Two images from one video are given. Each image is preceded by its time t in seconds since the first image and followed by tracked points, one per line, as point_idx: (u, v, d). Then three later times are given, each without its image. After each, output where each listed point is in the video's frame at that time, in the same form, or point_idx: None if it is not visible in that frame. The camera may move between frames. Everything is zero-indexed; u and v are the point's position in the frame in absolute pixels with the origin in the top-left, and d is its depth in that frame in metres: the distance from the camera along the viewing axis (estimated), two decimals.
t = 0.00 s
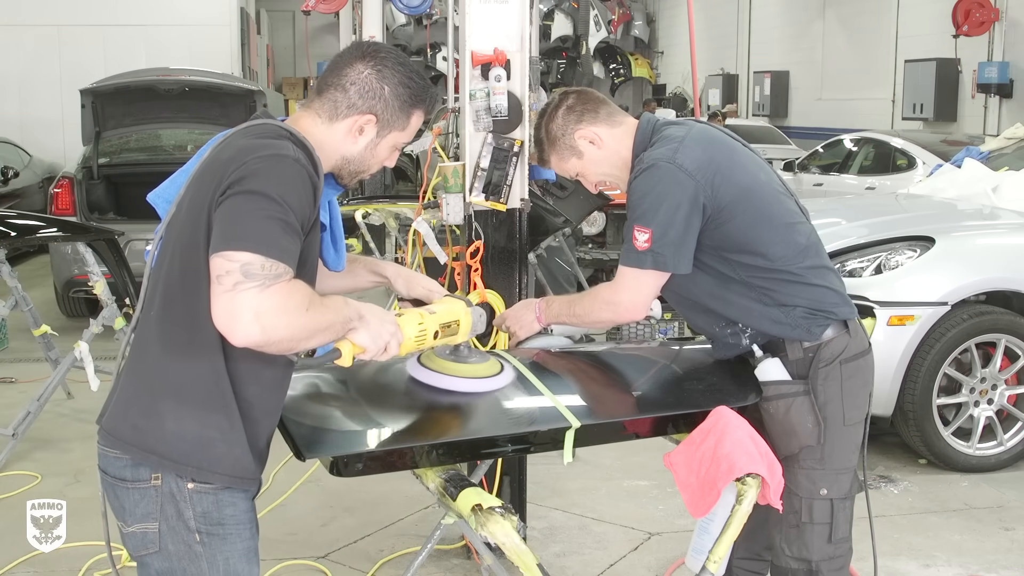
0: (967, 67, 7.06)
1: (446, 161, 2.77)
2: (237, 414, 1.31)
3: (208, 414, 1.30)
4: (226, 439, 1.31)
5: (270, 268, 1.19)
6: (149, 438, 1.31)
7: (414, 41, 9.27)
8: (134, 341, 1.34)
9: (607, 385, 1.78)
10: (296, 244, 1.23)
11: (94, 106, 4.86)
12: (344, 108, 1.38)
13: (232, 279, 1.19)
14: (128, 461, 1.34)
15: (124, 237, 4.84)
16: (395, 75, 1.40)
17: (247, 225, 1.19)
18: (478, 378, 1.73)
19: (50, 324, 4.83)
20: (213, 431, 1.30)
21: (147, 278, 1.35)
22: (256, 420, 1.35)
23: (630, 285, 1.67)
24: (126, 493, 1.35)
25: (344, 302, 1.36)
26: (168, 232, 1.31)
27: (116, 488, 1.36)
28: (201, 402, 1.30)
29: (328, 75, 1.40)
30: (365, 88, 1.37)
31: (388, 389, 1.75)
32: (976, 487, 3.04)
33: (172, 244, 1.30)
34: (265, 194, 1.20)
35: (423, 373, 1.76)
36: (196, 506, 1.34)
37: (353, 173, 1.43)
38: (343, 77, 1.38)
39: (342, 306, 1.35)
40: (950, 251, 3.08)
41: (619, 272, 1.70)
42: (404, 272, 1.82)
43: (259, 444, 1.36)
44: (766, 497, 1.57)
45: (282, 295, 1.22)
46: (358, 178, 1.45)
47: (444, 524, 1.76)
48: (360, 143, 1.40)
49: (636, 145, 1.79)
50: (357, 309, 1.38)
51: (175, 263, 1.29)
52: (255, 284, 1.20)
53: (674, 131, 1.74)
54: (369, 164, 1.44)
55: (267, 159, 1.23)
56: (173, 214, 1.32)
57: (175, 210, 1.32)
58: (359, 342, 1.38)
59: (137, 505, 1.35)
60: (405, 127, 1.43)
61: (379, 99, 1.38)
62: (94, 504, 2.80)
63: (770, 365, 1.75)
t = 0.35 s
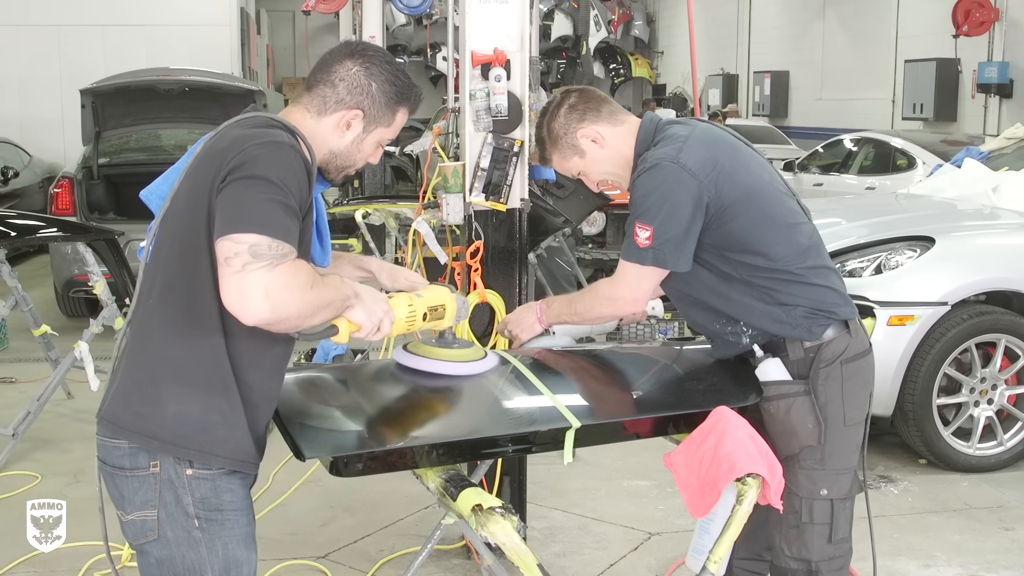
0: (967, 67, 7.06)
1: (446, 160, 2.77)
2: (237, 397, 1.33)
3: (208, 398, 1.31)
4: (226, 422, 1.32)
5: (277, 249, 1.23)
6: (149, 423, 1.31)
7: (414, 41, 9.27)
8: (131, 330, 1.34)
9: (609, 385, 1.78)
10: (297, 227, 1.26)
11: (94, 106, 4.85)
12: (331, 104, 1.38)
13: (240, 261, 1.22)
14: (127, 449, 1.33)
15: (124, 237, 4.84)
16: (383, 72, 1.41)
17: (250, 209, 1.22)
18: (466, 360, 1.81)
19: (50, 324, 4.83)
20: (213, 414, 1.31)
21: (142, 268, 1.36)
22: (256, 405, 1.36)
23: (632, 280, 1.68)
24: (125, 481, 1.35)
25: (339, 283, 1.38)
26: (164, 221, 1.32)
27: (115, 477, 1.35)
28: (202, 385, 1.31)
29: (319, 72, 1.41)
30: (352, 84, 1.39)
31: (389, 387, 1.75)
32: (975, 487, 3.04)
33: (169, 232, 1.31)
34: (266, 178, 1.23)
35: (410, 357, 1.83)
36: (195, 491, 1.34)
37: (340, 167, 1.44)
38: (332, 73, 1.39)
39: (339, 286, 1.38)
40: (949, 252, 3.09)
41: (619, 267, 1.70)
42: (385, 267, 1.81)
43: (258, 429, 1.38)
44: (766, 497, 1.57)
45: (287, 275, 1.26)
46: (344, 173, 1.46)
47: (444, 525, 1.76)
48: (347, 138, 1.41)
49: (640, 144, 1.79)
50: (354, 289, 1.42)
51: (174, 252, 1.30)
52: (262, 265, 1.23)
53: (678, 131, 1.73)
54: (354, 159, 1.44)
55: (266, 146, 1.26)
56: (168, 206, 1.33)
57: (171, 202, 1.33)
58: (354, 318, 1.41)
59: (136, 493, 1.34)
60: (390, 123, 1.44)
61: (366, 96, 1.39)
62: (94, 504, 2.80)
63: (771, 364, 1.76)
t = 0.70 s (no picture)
0: (967, 67, 7.06)
1: (446, 160, 2.76)
2: (235, 385, 1.33)
3: (204, 386, 1.31)
4: (223, 411, 1.32)
5: (283, 234, 1.24)
6: (146, 413, 1.30)
7: (414, 41, 9.27)
8: (127, 322, 1.34)
9: (615, 385, 1.78)
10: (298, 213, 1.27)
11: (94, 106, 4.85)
12: (315, 100, 1.39)
13: (249, 247, 1.23)
14: (121, 441, 1.33)
15: (124, 237, 4.83)
16: (366, 68, 1.42)
17: (251, 197, 1.23)
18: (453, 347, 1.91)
19: (50, 324, 4.83)
20: (210, 403, 1.32)
21: (136, 261, 1.36)
22: (253, 394, 1.37)
23: (646, 285, 1.67)
24: (120, 473, 1.34)
25: (337, 266, 1.39)
26: (161, 211, 1.33)
27: (110, 469, 1.35)
28: (200, 373, 1.31)
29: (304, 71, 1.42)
30: (336, 81, 1.39)
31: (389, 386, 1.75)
32: (976, 487, 3.04)
33: (165, 225, 1.31)
34: (265, 166, 1.24)
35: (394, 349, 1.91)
36: (190, 481, 1.35)
37: (325, 164, 1.43)
38: (315, 71, 1.40)
39: (337, 267, 1.39)
40: (949, 251, 3.09)
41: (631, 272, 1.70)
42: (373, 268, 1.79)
43: (256, 420, 1.38)
44: (766, 496, 1.57)
45: (292, 260, 1.27)
46: (330, 170, 1.45)
47: (444, 526, 1.76)
48: (331, 134, 1.41)
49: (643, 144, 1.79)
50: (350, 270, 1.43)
51: (171, 244, 1.31)
52: (270, 251, 1.24)
53: (683, 132, 1.72)
54: (339, 156, 1.44)
55: (262, 136, 1.26)
56: (163, 200, 1.33)
57: (166, 195, 1.33)
58: (351, 298, 1.42)
59: (131, 484, 1.34)
60: (373, 120, 1.44)
61: (349, 92, 1.40)
62: (94, 504, 2.80)
63: (772, 365, 1.75)
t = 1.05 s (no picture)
0: (967, 67, 7.06)
1: (445, 160, 2.77)
2: (231, 381, 1.33)
3: (200, 380, 1.31)
4: (219, 406, 1.32)
5: (291, 224, 1.24)
6: (144, 407, 1.30)
7: (414, 41, 9.28)
8: (125, 320, 1.34)
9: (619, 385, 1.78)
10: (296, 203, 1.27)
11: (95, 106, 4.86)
12: (306, 97, 1.39)
13: (259, 240, 1.22)
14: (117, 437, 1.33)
15: (124, 237, 4.83)
16: (357, 65, 1.42)
17: (247, 189, 1.23)
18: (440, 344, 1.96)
19: (51, 324, 4.83)
20: (206, 398, 1.31)
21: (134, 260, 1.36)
22: (251, 390, 1.36)
23: (658, 292, 1.67)
24: (115, 470, 1.35)
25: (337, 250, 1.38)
26: (159, 208, 1.33)
27: (106, 466, 1.35)
28: (197, 368, 1.31)
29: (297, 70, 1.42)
30: (326, 78, 1.39)
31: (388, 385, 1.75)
32: (975, 487, 3.04)
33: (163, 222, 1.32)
34: (262, 158, 1.24)
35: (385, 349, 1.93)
36: (183, 479, 1.35)
37: (318, 162, 1.43)
38: (307, 68, 1.40)
39: (337, 251, 1.38)
40: (949, 251, 3.09)
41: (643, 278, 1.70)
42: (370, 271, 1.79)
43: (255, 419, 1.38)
44: (766, 496, 1.57)
45: (295, 252, 1.27)
46: (323, 168, 1.45)
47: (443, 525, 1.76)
48: (323, 130, 1.41)
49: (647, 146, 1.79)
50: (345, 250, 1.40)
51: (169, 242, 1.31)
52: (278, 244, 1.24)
53: (687, 134, 1.72)
54: (332, 153, 1.43)
55: (256, 129, 1.26)
56: (161, 198, 1.34)
57: (163, 194, 1.34)
58: (348, 284, 1.41)
59: (125, 481, 1.34)
60: (366, 116, 1.43)
61: (339, 88, 1.40)
62: (93, 504, 2.80)
63: (774, 365, 1.75)
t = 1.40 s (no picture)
0: (967, 67, 7.06)
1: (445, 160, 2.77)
2: (229, 385, 1.33)
3: (200, 386, 1.31)
4: (218, 411, 1.32)
5: (283, 230, 1.24)
6: (142, 414, 1.31)
7: (414, 42, 9.28)
8: (124, 325, 1.35)
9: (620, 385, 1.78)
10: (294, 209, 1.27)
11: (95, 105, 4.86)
12: (308, 96, 1.39)
13: (251, 246, 1.22)
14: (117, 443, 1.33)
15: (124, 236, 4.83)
16: (359, 64, 1.42)
17: (245, 194, 1.23)
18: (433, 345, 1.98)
19: (50, 324, 4.83)
20: (205, 403, 1.32)
21: (133, 264, 1.36)
22: (250, 395, 1.36)
23: (675, 297, 1.66)
24: (115, 474, 1.35)
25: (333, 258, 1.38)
26: (156, 212, 1.33)
27: (106, 470, 1.36)
28: (195, 374, 1.31)
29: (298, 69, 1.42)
30: (328, 77, 1.39)
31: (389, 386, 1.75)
32: (976, 487, 3.04)
33: (160, 227, 1.32)
34: (259, 163, 1.24)
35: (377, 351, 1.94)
36: (183, 483, 1.35)
37: (319, 162, 1.43)
38: (309, 67, 1.40)
39: (333, 260, 1.38)
40: (949, 251, 3.09)
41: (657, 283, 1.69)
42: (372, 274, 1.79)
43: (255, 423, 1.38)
44: (767, 496, 1.57)
45: (291, 257, 1.27)
46: (324, 167, 1.45)
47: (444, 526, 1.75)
48: (324, 130, 1.41)
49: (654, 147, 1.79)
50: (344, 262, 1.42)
51: (166, 246, 1.31)
52: (270, 249, 1.24)
53: (694, 135, 1.72)
54: (334, 153, 1.44)
55: (253, 134, 1.26)
56: (159, 202, 1.33)
57: (161, 198, 1.33)
58: (343, 293, 1.41)
59: (126, 486, 1.35)
60: (368, 116, 1.43)
61: (341, 87, 1.40)
62: (93, 504, 2.80)
63: (777, 366, 1.75)
